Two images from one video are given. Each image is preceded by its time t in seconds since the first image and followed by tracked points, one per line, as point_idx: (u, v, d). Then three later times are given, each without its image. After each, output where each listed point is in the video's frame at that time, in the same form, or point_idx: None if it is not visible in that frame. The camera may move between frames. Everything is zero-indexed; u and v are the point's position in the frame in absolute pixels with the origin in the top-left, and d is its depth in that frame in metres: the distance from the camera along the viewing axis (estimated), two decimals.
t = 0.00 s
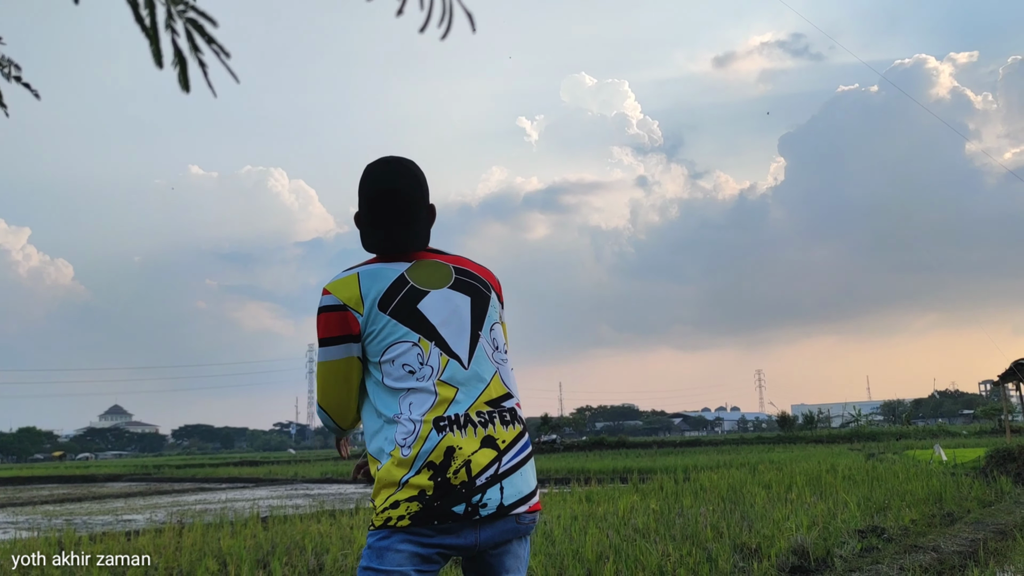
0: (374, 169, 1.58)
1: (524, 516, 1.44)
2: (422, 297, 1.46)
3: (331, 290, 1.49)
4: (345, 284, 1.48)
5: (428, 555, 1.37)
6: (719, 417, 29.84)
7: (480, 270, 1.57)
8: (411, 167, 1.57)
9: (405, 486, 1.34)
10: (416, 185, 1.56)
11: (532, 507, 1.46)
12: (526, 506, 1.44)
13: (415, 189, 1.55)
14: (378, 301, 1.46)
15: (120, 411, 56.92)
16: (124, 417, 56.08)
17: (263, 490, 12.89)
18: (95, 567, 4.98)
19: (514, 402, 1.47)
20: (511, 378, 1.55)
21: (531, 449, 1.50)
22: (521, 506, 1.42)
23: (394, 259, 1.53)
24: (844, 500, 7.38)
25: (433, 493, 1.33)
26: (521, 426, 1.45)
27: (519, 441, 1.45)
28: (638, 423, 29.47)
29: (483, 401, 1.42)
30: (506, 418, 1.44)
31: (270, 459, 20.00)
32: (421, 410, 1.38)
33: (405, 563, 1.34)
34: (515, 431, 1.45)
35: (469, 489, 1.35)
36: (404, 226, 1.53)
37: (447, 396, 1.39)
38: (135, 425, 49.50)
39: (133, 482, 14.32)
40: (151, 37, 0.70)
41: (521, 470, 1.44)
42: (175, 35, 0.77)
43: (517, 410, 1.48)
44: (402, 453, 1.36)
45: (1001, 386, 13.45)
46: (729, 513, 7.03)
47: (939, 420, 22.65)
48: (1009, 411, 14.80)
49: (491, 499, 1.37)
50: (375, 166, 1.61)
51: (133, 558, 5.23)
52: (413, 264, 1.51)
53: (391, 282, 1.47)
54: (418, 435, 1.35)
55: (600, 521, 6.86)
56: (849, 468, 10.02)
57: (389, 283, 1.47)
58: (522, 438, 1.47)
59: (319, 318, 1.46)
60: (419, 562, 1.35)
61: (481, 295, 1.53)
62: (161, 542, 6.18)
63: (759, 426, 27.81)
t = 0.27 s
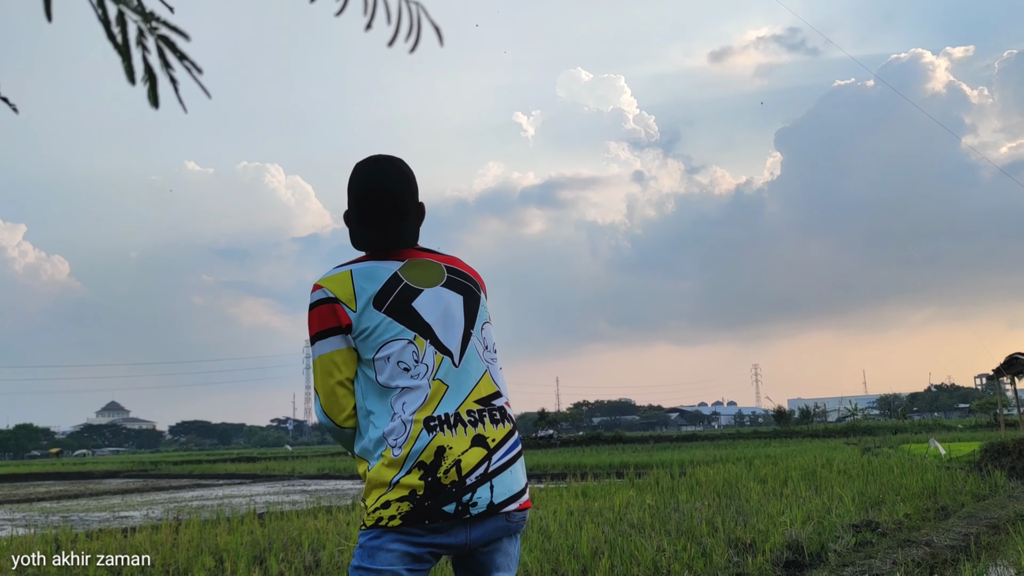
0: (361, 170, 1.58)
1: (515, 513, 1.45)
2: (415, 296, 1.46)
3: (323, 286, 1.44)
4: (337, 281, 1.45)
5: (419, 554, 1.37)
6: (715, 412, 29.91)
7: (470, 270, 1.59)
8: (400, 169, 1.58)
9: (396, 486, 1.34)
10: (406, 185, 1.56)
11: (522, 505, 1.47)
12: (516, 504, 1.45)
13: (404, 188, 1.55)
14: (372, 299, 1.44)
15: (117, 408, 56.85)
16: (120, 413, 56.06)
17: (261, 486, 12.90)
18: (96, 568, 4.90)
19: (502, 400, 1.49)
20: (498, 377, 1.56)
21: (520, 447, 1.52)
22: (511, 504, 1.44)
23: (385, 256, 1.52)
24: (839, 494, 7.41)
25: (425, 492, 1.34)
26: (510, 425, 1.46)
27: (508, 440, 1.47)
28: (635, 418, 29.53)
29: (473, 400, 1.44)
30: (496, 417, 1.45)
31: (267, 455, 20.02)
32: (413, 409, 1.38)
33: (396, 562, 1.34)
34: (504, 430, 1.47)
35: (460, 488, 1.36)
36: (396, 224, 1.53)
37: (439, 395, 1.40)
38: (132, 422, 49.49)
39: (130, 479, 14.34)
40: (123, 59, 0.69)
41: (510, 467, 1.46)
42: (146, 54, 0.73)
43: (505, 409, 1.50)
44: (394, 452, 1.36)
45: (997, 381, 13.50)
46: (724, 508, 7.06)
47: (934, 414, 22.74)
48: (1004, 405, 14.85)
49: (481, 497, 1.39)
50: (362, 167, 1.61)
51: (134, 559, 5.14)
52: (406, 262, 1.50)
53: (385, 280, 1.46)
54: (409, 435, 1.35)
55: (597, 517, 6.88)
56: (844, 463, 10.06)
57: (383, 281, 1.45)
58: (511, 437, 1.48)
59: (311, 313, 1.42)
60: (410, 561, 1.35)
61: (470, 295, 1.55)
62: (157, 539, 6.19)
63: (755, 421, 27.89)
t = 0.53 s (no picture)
0: (348, 166, 1.51)
1: (506, 511, 1.45)
2: (408, 297, 1.44)
3: (313, 286, 1.41)
4: (328, 282, 1.41)
5: (413, 553, 1.37)
6: (711, 406, 29.97)
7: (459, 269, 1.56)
8: (390, 166, 1.52)
9: (390, 485, 1.34)
10: (397, 182, 1.50)
11: (513, 502, 1.47)
12: (508, 502, 1.45)
13: (393, 187, 1.48)
14: (364, 300, 1.41)
15: (112, 402, 56.73)
16: (115, 408, 55.96)
17: (257, 481, 12.89)
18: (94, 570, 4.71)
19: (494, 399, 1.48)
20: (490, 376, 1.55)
21: (511, 445, 1.52)
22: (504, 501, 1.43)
23: (376, 256, 1.47)
24: (833, 490, 7.43)
25: (419, 492, 1.33)
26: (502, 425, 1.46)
27: (501, 438, 1.46)
28: (631, 413, 29.58)
29: (465, 400, 1.43)
30: (488, 417, 1.45)
31: (263, 450, 20.01)
32: (407, 409, 1.37)
33: (390, 561, 1.34)
34: (497, 428, 1.46)
35: (453, 487, 1.36)
36: (386, 224, 1.48)
37: (433, 395, 1.39)
38: (128, 416, 49.35)
39: (126, 474, 14.32)
40: (100, 80, 0.64)
41: (503, 466, 1.46)
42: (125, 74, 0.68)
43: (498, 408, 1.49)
44: (387, 453, 1.35)
45: (990, 376, 13.53)
46: (719, 503, 7.07)
47: (929, 408, 22.81)
48: (997, 400, 14.89)
49: (474, 496, 1.39)
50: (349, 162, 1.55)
51: (134, 560, 4.95)
52: (398, 263, 1.47)
53: (377, 281, 1.43)
54: (403, 435, 1.34)
55: (591, 512, 6.88)
56: (839, 458, 10.07)
57: (375, 282, 1.42)
58: (502, 435, 1.47)
59: (297, 312, 1.38)
60: (404, 560, 1.35)
61: (462, 295, 1.53)
62: (152, 535, 6.17)
63: (751, 415, 27.96)
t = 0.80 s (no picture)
0: (337, 170, 1.48)
1: (498, 512, 1.41)
2: (399, 300, 1.41)
3: (305, 292, 1.42)
4: (319, 287, 1.41)
5: (405, 552, 1.34)
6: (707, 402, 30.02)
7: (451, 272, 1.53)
8: (380, 171, 1.48)
9: (382, 486, 1.32)
10: (385, 188, 1.47)
11: (505, 503, 1.44)
12: (499, 502, 1.42)
13: (382, 191, 1.46)
14: (355, 305, 1.40)
15: (108, 398, 56.65)
16: (112, 403, 55.90)
17: (253, 476, 12.89)
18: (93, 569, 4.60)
19: (486, 401, 1.44)
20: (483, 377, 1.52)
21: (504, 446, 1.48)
22: (495, 502, 1.40)
23: (366, 261, 1.45)
24: (827, 487, 7.44)
25: (411, 493, 1.31)
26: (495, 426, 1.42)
27: (494, 440, 1.42)
28: (628, 409, 29.61)
29: (457, 402, 1.39)
30: (480, 418, 1.41)
31: (260, 445, 20.02)
32: (400, 412, 1.35)
33: (381, 561, 1.31)
34: (489, 430, 1.43)
35: (445, 488, 1.33)
36: (374, 229, 1.46)
37: (425, 397, 1.36)
38: (125, 412, 49.29)
39: (122, 469, 14.34)
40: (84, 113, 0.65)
41: (496, 466, 1.42)
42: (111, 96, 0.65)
43: (490, 409, 1.45)
44: (380, 454, 1.33)
45: (986, 373, 13.54)
46: (713, 499, 7.09)
47: (925, 405, 22.83)
48: (993, 397, 14.91)
49: (466, 497, 1.35)
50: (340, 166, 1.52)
51: (134, 558, 4.85)
52: (387, 266, 1.44)
53: (367, 286, 1.41)
54: (396, 437, 1.32)
55: (586, 509, 6.89)
56: (834, 455, 10.08)
57: (366, 287, 1.41)
58: (495, 437, 1.44)
59: (293, 322, 1.40)
60: (395, 560, 1.32)
61: (452, 297, 1.49)
62: (146, 530, 6.17)
63: (747, 412, 28.00)
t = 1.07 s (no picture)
0: (330, 168, 1.49)
1: (484, 509, 1.43)
2: (391, 299, 1.43)
3: (300, 286, 1.42)
4: (314, 282, 1.42)
5: (393, 548, 1.35)
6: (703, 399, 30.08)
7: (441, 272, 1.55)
8: (373, 171, 1.50)
9: (370, 484, 1.33)
10: (378, 188, 1.49)
11: (492, 501, 1.45)
12: (486, 500, 1.43)
13: (375, 191, 1.47)
14: (349, 302, 1.41)
15: (104, 393, 56.53)
16: (108, 398, 55.83)
17: (249, 472, 12.90)
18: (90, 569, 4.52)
19: (474, 400, 1.46)
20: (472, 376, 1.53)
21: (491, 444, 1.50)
22: (482, 500, 1.42)
23: (358, 259, 1.46)
24: (822, 484, 7.47)
25: (399, 490, 1.32)
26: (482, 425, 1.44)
27: (480, 440, 1.44)
28: (624, 406, 29.65)
29: (446, 401, 1.41)
30: (468, 417, 1.43)
31: (256, 441, 20.03)
32: (389, 409, 1.36)
33: (369, 558, 1.32)
34: (477, 429, 1.44)
35: (433, 486, 1.35)
36: (367, 229, 1.47)
37: (414, 395, 1.37)
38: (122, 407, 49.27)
39: (118, 464, 14.34)
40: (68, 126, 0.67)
41: (483, 465, 1.43)
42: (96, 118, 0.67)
43: (477, 408, 1.47)
44: (369, 451, 1.34)
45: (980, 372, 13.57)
46: (707, 497, 7.11)
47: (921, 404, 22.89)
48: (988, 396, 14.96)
49: (453, 494, 1.37)
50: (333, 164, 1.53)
51: (134, 559, 4.73)
52: (379, 264, 1.45)
53: (361, 284, 1.42)
54: (385, 434, 1.33)
55: (581, 505, 6.91)
56: (829, 453, 10.11)
57: (359, 285, 1.42)
58: (483, 435, 1.45)
59: (287, 315, 1.40)
60: (383, 556, 1.33)
61: (443, 296, 1.51)
62: (142, 525, 6.18)
63: (743, 409, 28.06)
